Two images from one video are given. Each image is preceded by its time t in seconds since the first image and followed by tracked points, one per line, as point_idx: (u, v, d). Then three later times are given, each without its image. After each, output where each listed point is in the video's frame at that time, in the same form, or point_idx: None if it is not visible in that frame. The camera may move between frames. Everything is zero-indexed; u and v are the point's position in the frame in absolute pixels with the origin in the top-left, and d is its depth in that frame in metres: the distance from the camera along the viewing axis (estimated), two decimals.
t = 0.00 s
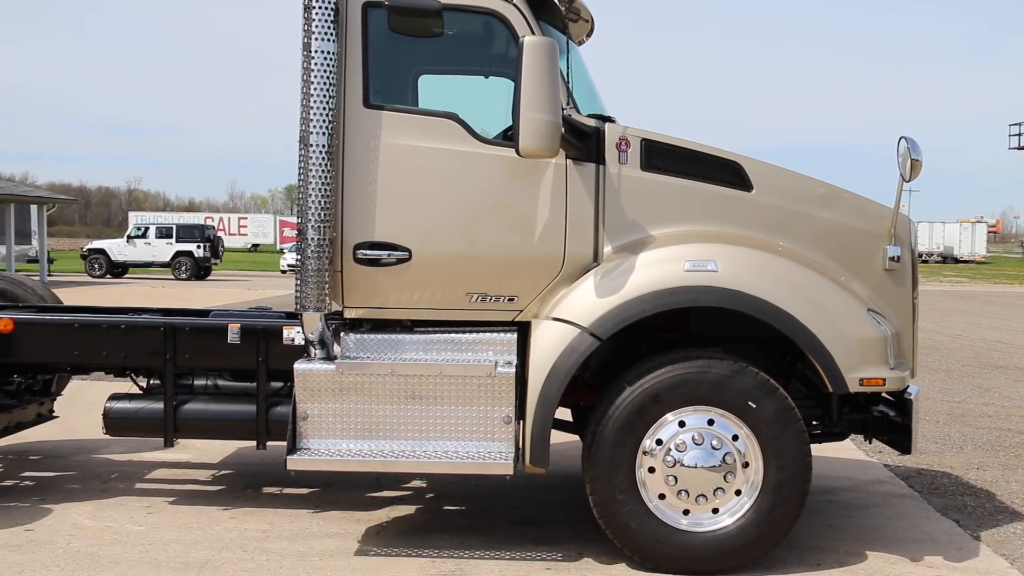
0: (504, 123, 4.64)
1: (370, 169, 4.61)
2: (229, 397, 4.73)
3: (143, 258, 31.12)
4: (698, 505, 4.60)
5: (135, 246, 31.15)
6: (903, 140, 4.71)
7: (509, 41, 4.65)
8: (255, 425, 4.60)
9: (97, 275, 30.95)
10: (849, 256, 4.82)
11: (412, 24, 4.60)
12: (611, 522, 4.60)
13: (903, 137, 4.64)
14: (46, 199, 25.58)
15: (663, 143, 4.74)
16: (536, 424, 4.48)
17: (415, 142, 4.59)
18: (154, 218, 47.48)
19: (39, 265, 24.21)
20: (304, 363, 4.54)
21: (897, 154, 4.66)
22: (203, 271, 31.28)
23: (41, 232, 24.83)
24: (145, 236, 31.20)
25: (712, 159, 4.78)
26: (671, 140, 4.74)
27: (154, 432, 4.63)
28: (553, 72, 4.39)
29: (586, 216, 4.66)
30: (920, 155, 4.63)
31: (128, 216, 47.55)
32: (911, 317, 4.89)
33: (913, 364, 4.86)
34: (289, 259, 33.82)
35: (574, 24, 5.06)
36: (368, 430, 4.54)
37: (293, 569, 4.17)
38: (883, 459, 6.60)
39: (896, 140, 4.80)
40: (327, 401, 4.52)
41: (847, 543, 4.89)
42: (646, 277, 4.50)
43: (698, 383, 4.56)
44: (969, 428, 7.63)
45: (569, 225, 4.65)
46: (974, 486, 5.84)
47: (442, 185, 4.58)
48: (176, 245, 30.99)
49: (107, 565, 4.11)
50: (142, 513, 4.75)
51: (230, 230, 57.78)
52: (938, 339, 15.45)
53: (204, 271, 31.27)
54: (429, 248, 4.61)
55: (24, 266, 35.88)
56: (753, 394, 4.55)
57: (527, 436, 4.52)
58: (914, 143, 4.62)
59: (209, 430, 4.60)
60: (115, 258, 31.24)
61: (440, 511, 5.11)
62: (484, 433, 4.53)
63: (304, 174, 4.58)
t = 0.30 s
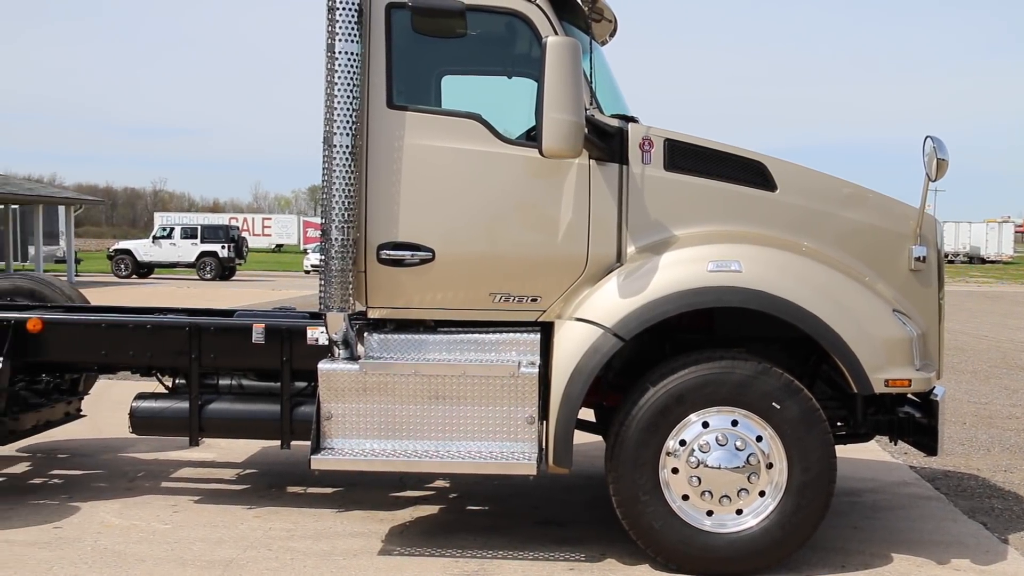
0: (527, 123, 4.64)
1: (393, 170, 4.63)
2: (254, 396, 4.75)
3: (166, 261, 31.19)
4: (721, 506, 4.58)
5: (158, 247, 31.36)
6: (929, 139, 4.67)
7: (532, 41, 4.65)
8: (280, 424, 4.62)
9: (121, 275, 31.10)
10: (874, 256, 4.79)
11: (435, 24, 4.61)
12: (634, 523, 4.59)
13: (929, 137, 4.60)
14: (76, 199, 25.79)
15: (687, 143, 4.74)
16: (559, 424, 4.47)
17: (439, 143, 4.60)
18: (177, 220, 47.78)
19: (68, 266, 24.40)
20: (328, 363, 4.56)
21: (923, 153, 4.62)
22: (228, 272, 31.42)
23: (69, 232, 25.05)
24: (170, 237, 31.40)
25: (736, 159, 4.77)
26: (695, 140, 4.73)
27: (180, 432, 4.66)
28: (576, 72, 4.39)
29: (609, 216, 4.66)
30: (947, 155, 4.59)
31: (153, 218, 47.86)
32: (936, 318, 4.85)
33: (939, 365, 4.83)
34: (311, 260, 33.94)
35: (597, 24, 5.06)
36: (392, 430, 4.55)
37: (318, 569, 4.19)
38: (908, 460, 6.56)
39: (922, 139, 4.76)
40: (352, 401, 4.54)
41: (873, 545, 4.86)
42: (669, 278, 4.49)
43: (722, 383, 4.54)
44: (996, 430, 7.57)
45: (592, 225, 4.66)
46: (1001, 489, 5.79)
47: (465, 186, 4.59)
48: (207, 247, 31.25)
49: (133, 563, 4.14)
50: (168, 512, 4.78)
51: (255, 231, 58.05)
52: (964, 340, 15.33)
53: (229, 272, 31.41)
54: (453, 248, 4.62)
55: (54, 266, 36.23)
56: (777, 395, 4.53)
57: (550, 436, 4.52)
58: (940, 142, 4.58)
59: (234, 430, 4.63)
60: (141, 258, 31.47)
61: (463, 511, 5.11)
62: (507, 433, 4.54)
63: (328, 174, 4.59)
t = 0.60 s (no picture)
0: (554, 123, 4.65)
1: (420, 171, 4.64)
2: (282, 396, 4.78)
3: (196, 262, 31.30)
4: (749, 507, 4.56)
5: (189, 247, 31.50)
6: (960, 139, 4.63)
7: (559, 42, 4.65)
8: (308, 424, 4.64)
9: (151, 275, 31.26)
10: (903, 257, 4.75)
11: (463, 26, 4.62)
12: (662, 524, 4.58)
13: (960, 136, 4.56)
14: (103, 201, 26.23)
15: (714, 143, 4.72)
16: (587, 424, 4.47)
17: (466, 143, 4.61)
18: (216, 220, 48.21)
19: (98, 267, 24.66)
20: (355, 363, 4.58)
21: (954, 153, 4.58)
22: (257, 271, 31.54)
23: (98, 232, 25.34)
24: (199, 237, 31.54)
25: (764, 159, 4.75)
26: (722, 140, 4.71)
27: (209, 431, 4.69)
28: (603, 73, 4.39)
29: (637, 217, 4.65)
30: (978, 154, 4.55)
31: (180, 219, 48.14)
32: (967, 319, 4.80)
33: (970, 367, 4.78)
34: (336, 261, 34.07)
35: (624, 24, 5.05)
36: (420, 430, 4.56)
37: (346, 568, 4.21)
38: (939, 462, 6.50)
39: (953, 139, 4.72)
40: (380, 400, 4.56)
41: (903, 547, 4.82)
42: (697, 278, 4.48)
43: (749, 384, 4.52)
44: None
45: (620, 226, 4.65)
46: None
47: (492, 186, 4.60)
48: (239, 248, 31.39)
49: (164, 561, 4.17)
50: (198, 510, 4.82)
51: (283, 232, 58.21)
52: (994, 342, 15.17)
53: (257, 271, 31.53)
54: (480, 249, 4.63)
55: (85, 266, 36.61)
56: (806, 396, 4.51)
57: (577, 437, 4.52)
58: (972, 142, 4.53)
59: (263, 429, 4.65)
60: (171, 259, 31.43)
61: (491, 512, 5.12)
62: (535, 433, 4.54)
63: (356, 175, 4.60)
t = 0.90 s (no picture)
0: (584, 124, 4.64)
1: (450, 172, 4.65)
2: (313, 396, 4.81)
3: (229, 262, 31.57)
4: (780, 509, 4.53)
5: (219, 248, 31.80)
6: (996, 138, 4.57)
7: (589, 42, 4.64)
8: (339, 424, 4.66)
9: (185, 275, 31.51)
10: (937, 257, 4.71)
11: (493, 27, 4.63)
12: (692, 525, 4.57)
13: (996, 135, 4.51)
14: (138, 203, 26.39)
15: (745, 142, 4.70)
16: (617, 425, 4.46)
17: (496, 144, 4.61)
18: (248, 220, 48.59)
19: (131, 268, 24.92)
20: (386, 363, 4.60)
21: (989, 152, 4.53)
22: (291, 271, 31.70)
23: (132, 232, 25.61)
24: (232, 237, 31.83)
25: (796, 159, 4.72)
26: (754, 140, 4.69)
27: (241, 430, 4.72)
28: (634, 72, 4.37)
29: (667, 217, 4.64)
30: (1014, 153, 4.49)
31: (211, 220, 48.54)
32: (1002, 320, 4.75)
33: (1005, 369, 4.72)
34: (372, 260, 34.33)
35: (655, 24, 5.03)
36: (450, 430, 4.57)
37: (377, 567, 4.22)
38: (973, 465, 6.44)
39: (988, 138, 4.67)
40: (410, 400, 4.57)
41: (937, 551, 4.77)
42: (728, 279, 4.46)
43: (781, 385, 4.49)
44: None
45: (650, 226, 4.64)
46: None
47: (522, 186, 4.60)
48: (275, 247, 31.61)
49: (197, 559, 4.21)
50: (230, 508, 4.86)
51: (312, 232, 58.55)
52: None
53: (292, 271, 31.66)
54: (510, 249, 4.63)
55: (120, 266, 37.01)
56: (838, 397, 4.47)
57: (607, 437, 4.51)
58: (1007, 141, 4.48)
59: (294, 429, 4.68)
60: (204, 258, 31.82)
61: (520, 512, 5.12)
62: (564, 434, 4.54)
63: (387, 176, 4.63)
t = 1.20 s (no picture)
0: (608, 124, 4.65)
1: (475, 173, 4.67)
2: (338, 396, 4.82)
3: (256, 262, 31.78)
4: (805, 510, 4.51)
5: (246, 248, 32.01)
6: None
7: (613, 42, 4.65)
8: (363, 424, 4.68)
9: (210, 275, 31.72)
10: (964, 258, 4.67)
11: (518, 28, 4.64)
12: (716, 526, 4.55)
13: None
14: (166, 203, 26.37)
15: (770, 142, 4.69)
16: (641, 426, 4.45)
17: (520, 145, 4.63)
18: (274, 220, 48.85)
19: (158, 270, 25.09)
20: (410, 363, 4.62)
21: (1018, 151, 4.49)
22: (316, 272, 31.81)
23: (158, 231, 25.79)
24: (257, 237, 32.04)
25: (821, 159, 4.70)
26: (778, 140, 4.68)
27: (266, 430, 4.74)
28: (658, 73, 4.37)
29: (691, 217, 4.64)
30: None
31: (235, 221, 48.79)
32: None
33: None
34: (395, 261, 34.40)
35: (679, 24, 5.02)
36: (473, 430, 4.58)
37: (401, 567, 4.23)
38: (1001, 467, 6.39)
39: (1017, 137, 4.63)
40: (434, 400, 4.59)
41: (963, 554, 4.73)
42: (753, 279, 4.44)
43: (805, 386, 4.47)
44: None
45: (674, 227, 4.64)
46: None
47: (546, 187, 4.61)
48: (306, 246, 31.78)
49: (222, 557, 4.24)
50: (255, 508, 4.88)
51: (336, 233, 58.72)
52: None
53: (317, 272, 31.74)
54: (533, 249, 4.64)
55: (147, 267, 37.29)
56: (863, 398, 4.44)
57: (630, 438, 4.51)
58: None
59: (319, 429, 4.70)
60: (227, 258, 32.02)
61: (543, 512, 5.12)
62: (588, 435, 4.53)
63: (411, 176, 4.65)
